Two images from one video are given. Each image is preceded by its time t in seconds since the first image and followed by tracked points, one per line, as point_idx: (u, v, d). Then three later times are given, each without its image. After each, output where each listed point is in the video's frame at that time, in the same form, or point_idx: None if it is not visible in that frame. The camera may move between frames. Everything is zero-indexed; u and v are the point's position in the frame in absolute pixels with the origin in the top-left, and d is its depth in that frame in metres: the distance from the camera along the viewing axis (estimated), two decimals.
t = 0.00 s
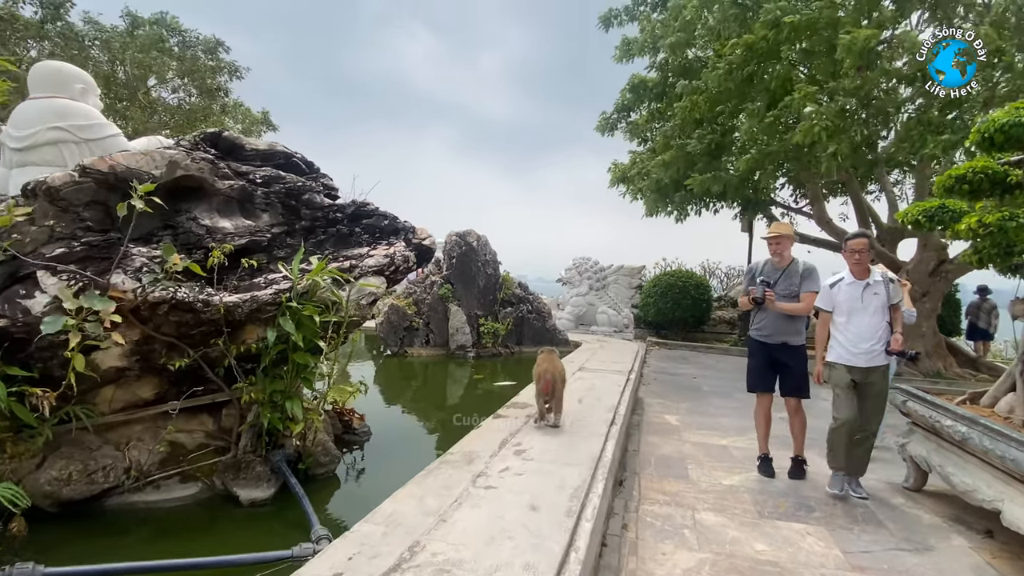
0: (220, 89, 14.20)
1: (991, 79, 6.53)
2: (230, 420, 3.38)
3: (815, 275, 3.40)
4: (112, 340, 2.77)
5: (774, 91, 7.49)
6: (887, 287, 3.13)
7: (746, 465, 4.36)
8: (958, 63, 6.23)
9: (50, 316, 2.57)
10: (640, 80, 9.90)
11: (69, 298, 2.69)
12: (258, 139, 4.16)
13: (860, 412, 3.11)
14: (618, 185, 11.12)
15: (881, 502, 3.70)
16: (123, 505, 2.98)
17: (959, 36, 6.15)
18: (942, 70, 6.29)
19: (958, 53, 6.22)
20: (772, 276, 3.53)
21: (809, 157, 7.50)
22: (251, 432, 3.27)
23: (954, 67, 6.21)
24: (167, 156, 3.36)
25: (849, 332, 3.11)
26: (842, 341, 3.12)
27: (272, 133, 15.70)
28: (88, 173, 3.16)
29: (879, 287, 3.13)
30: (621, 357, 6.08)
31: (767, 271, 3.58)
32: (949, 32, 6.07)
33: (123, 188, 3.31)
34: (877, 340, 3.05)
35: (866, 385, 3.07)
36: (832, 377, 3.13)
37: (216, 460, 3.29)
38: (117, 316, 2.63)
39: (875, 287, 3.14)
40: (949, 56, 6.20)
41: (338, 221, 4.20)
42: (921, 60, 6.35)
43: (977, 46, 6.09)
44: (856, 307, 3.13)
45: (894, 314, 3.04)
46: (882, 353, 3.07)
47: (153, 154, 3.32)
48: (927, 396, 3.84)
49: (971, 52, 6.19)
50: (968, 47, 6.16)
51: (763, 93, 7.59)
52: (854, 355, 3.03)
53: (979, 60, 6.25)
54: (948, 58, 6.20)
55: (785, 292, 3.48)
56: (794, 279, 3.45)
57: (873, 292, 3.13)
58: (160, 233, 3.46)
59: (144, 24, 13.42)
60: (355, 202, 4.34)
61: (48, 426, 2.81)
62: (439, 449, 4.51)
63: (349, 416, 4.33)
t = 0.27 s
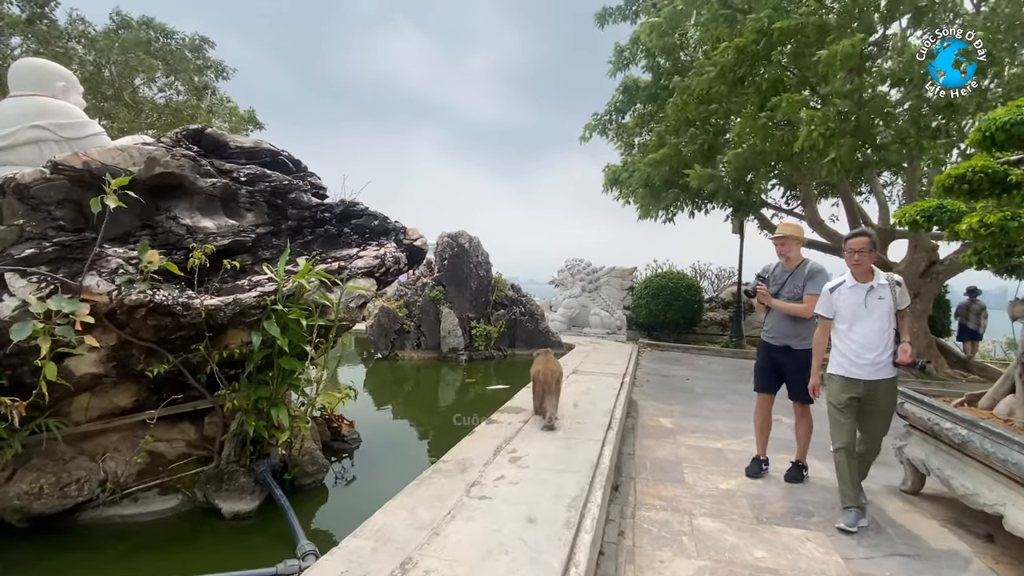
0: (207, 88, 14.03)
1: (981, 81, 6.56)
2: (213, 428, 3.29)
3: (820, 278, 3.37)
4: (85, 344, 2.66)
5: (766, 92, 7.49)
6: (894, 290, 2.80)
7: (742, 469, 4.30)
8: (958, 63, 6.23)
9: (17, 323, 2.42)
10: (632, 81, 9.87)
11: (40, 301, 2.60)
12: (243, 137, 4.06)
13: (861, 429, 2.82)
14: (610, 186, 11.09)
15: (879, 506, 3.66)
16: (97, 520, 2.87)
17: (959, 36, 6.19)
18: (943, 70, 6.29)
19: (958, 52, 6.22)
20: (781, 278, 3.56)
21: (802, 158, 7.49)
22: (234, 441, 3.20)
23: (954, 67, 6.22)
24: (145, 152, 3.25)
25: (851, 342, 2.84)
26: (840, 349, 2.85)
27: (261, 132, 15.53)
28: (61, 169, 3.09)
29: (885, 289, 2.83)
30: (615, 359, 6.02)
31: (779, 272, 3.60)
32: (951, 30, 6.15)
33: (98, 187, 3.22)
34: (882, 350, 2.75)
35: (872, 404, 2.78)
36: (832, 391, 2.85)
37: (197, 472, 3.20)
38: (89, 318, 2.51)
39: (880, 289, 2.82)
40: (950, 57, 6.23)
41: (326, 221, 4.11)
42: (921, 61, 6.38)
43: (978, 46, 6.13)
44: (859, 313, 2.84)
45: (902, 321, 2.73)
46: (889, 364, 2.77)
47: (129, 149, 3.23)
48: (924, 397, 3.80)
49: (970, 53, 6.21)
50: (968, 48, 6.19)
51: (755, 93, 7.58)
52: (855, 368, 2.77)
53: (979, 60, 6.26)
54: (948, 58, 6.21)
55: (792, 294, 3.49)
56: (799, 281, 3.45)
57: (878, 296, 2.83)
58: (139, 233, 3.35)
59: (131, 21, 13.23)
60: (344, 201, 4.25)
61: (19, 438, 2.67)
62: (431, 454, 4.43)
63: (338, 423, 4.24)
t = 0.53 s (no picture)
0: (195, 88, 13.88)
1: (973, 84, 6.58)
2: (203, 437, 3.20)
3: (820, 277, 3.36)
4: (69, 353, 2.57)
5: (760, 94, 7.50)
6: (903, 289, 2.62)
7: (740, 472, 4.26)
8: (958, 63, 6.27)
9: None
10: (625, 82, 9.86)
11: (22, 309, 2.51)
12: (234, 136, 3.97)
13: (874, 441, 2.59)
14: (603, 188, 11.06)
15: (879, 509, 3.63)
16: (83, 535, 2.77)
17: (959, 37, 6.31)
18: (943, 70, 6.33)
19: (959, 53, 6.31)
20: (781, 281, 3.55)
21: (796, 160, 7.49)
22: (225, 451, 3.10)
23: (954, 67, 6.27)
24: (132, 151, 3.15)
25: (856, 342, 2.62)
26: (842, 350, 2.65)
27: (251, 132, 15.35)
28: (45, 169, 2.98)
29: (894, 288, 2.64)
30: (611, 362, 5.98)
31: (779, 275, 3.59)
32: (948, 30, 6.33)
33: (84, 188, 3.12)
34: (891, 354, 2.56)
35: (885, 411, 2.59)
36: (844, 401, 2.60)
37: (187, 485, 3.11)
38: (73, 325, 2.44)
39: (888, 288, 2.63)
40: (949, 57, 6.31)
41: (320, 223, 4.03)
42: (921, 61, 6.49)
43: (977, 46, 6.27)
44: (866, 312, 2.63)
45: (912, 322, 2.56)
46: (896, 369, 2.56)
47: (116, 149, 3.10)
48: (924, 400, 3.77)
49: (970, 53, 6.27)
50: (968, 47, 6.30)
51: (748, 95, 7.57)
52: (861, 371, 2.56)
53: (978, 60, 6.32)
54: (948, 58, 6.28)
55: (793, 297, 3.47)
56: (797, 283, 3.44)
57: (885, 295, 2.64)
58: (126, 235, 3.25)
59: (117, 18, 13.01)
60: (338, 202, 4.18)
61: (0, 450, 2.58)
62: (427, 460, 4.36)
63: (332, 430, 4.15)
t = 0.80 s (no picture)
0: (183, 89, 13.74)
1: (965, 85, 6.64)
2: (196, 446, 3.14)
3: (812, 278, 3.36)
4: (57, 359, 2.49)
5: (753, 97, 7.54)
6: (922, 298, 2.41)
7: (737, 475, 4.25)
8: (958, 63, 6.38)
9: None
10: (618, 84, 9.86)
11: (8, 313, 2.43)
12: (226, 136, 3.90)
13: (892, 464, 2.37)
14: (595, 190, 11.06)
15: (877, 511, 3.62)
16: (71, 549, 2.68)
17: (959, 37, 6.41)
18: (943, 70, 6.44)
19: (959, 53, 6.42)
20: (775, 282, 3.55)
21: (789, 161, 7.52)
22: (219, 460, 3.09)
23: (953, 66, 6.38)
24: (122, 151, 3.09)
25: (871, 354, 2.43)
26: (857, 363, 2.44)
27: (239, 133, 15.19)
28: (32, 169, 2.91)
29: (913, 296, 2.43)
30: (605, 364, 5.95)
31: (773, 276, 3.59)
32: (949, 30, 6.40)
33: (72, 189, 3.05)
34: (908, 369, 2.36)
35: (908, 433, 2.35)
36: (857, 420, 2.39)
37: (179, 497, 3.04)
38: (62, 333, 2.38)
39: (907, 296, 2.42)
40: (949, 57, 6.41)
41: (314, 224, 3.97)
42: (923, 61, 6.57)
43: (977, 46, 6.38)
44: (882, 322, 2.43)
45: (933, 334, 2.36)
46: (915, 385, 2.36)
47: (105, 148, 3.03)
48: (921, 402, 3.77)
49: (971, 53, 6.36)
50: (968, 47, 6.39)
51: (742, 96, 7.60)
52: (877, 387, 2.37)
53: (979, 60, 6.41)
54: (948, 58, 6.39)
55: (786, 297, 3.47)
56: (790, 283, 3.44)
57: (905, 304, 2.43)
58: (116, 238, 3.18)
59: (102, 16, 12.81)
60: (333, 203, 4.11)
61: None
62: (423, 466, 4.31)
63: (327, 437, 4.08)
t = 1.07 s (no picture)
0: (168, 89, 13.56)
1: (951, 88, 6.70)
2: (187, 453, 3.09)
3: (800, 278, 3.38)
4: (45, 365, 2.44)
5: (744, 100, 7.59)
6: (946, 296, 2.18)
7: (731, 475, 4.26)
8: (958, 63, 6.38)
9: None
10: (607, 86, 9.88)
11: None
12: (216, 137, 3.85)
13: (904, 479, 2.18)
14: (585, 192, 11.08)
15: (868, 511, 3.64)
16: (58, 562, 2.62)
17: (959, 37, 6.39)
18: (943, 70, 6.45)
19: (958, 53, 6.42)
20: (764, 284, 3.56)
21: (777, 163, 7.56)
22: (211, 468, 3.03)
23: (953, 67, 6.37)
24: (110, 153, 3.03)
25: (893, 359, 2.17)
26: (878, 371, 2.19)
27: (226, 135, 15.03)
28: (18, 171, 2.84)
29: (938, 294, 2.19)
30: (598, 366, 5.94)
31: (761, 278, 3.60)
32: (948, 32, 6.40)
33: (59, 192, 2.98)
34: (936, 377, 2.11)
35: (925, 447, 2.15)
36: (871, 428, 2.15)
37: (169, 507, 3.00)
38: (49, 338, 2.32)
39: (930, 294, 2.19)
40: (949, 57, 6.40)
41: (307, 227, 3.92)
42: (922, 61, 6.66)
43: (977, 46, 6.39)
44: (902, 324, 2.19)
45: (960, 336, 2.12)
46: (943, 394, 2.11)
47: (93, 150, 2.98)
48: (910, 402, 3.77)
49: (971, 52, 6.39)
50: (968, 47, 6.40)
51: (732, 100, 7.66)
52: (901, 396, 2.11)
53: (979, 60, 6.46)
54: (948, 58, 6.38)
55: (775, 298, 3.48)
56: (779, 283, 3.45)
57: (928, 303, 2.19)
58: (105, 241, 3.11)
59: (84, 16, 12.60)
60: (326, 206, 4.07)
61: None
62: (416, 471, 4.27)
63: (319, 443, 4.03)
